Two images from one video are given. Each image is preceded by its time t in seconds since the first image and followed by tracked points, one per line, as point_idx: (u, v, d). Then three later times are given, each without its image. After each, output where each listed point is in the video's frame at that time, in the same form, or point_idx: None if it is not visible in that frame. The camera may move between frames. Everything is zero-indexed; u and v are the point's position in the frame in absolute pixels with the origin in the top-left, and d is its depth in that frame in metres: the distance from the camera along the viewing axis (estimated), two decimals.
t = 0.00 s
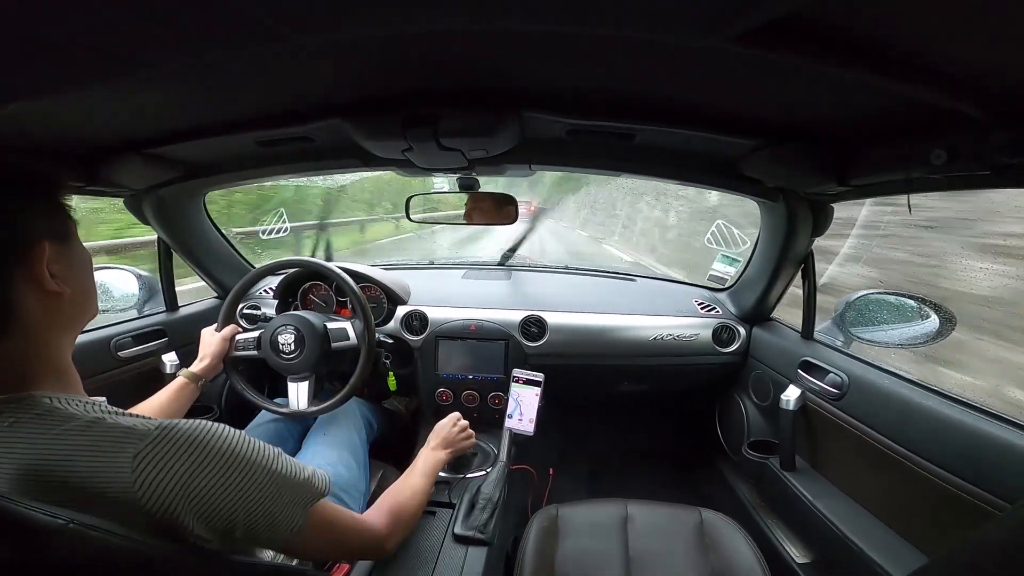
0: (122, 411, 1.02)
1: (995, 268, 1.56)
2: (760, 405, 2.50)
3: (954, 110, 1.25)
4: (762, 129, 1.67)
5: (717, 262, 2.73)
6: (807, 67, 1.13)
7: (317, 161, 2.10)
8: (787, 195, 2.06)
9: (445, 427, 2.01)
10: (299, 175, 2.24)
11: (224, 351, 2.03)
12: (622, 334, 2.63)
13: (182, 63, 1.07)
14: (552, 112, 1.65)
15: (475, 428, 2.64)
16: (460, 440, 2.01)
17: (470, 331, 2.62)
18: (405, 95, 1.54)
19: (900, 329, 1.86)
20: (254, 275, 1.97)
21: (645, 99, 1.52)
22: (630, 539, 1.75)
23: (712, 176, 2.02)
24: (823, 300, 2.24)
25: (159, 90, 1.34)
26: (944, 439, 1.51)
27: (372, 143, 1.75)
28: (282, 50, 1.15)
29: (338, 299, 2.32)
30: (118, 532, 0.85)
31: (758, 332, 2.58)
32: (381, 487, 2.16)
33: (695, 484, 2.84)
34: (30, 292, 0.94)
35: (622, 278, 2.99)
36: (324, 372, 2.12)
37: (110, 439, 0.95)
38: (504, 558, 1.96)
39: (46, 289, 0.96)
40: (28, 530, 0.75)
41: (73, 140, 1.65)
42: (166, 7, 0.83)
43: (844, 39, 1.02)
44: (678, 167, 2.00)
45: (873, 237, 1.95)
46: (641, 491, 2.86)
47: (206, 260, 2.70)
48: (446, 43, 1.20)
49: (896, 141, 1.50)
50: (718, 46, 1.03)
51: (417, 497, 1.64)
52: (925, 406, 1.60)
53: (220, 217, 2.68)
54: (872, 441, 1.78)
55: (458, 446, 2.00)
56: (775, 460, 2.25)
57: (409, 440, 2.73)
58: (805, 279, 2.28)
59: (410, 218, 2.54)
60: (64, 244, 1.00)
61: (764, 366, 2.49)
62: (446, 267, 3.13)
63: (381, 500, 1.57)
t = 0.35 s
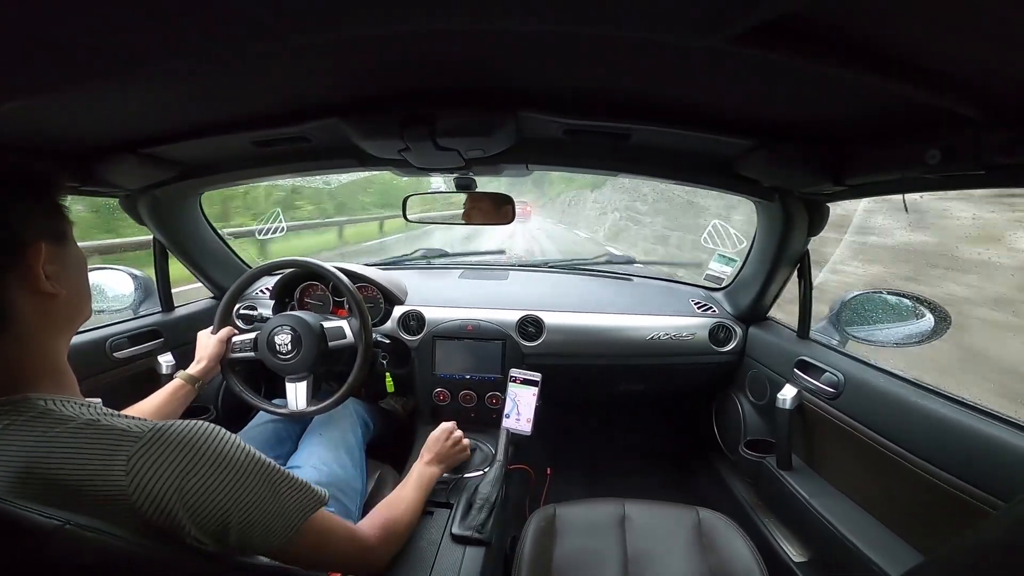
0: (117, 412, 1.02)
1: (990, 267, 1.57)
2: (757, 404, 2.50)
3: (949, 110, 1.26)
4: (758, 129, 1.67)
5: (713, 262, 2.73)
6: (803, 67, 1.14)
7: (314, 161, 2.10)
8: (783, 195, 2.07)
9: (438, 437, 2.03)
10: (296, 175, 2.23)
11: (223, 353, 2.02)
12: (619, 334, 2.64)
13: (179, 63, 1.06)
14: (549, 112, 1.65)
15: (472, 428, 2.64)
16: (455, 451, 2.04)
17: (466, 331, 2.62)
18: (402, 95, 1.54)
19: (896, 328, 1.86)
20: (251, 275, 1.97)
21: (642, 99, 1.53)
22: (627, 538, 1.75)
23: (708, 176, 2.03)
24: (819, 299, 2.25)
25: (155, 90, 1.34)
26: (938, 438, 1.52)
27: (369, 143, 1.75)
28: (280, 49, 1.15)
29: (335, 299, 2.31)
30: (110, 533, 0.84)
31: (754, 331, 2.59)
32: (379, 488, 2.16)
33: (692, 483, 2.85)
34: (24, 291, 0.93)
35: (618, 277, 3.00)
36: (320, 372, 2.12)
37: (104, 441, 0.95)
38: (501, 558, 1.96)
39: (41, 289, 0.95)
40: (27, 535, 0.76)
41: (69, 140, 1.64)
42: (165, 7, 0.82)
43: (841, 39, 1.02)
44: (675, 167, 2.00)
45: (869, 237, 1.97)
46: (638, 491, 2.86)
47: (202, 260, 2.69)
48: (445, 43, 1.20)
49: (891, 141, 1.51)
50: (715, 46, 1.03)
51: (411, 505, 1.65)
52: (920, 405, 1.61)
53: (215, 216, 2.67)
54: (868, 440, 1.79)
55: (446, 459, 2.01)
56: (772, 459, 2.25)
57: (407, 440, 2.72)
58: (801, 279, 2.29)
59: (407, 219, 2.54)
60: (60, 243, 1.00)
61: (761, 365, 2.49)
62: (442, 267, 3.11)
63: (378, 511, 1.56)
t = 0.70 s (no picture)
0: (113, 415, 1.01)
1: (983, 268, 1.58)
2: (752, 404, 2.51)
3: (945, 110, 1.26)
4: (754, 130, 1.68)
5: (710, 262, 2.75)
6: (801, 68, 1.14)
7: (311, 160, 2.09)
8: (779, 195, 2.08)
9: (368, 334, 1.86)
10: (293, 174, 2.22)
11: (218, 353, 2.02)
12: (615, 335, 2.64)
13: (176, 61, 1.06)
14: (547, 112, 1.66)
15: (469, 428, 2.64)
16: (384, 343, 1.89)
17: (463, 330, 2.62)
18: (400, 94, 1.54)
19: (890, 328, 1.87)
20: (248, 274, 1.96)
21: (640, 99, 1.53)
22: (624, 538, 1.76)
23: (705, 176, 2.03)
24: (814, 300, 2.26)
25: (152, 89, 1.33)
26: (933, 438, 1.53)
27: (366, 142, 1.75)
28: (278, 48, 1.15)
29: (332, 298, 2.31)
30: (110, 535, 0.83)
31: (751, 331, 2.60)
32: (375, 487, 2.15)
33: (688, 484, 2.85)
34: (19, 292, 0.93)
35: (616, 278, 2.98)
36: (317, 371, 2.12)
37: (100, 445, 0.94)
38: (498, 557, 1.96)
39: (36, 290, 0.95)
40: (22, 532, 0.74)
41: (64, 138, 1.63)
42: (162, 5, 0.82)
43: (837, 40, 1.03)
44: (672, 167, 2.01)
45: (862, 238, 1.97)
46: (634, 491, 2.87)
47: (198, 259, 2.68)
48: (443, 43, 1.20)
49: (887, 141, 1.52)
50: (713, 46, 1.04)
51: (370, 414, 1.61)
52: (915, 405, 1.62)
53: (212, 214, 2.67)
54: (862, 440, 1.80)
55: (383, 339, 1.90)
56: (768, 460, 2.27)
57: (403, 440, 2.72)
58: (797, 279, 2.30)
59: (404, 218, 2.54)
60: (57, 243, 0.99)
61: (757, 365, 2.50)
62: (440, 267, 3.12)
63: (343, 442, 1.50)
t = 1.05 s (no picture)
0: (106, 413, 1.00)
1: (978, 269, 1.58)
2: (748, 403, 2.52)
3: (942, 111, 1.27)
4: (752, 130, 1.68)
5: (707, 261, 2.74)
6: (799, 69, 1.15)
7: (308, 159, 2.09)
8: (776, 195, 2.09)
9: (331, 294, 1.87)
10: (291, 172, 2.22)
11: (214, 353, 2.01)
12: (612, 334, 2.65)
13: (174, 60, 1.05)
14: (545, 112, 1.66)
15: (466, 427, 2.64)
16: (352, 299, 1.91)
17: (460, 329, 2.62)
18: (398, 93, 1.54)
19: (884, 328, 1.88)
20: (244, 273, 1.95)
21: (638, 99, 1.53)
22: (621, 537, 1.76)
23: (702, 176, 2.04)
24: (810, 299, 2.27)
25: (149, 87, 1.33)
26: (928, 437, 1.54)
27: (364, 141, 1.74)
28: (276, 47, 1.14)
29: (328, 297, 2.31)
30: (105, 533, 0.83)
31: (747, 330, 2.60)
32: (372, 486, 2.15)
33: (683, 482, 2.87)
34: (22, 291, 0.92)
35: (611, 276, 2.99)
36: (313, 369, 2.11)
37: (94, 443, 0.93)
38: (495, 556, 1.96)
39: (38, 288, 0.94)
40: (19, 531, 0.74)
41: (59, 136, 1.62)
42: (159, 3, 0.81)
43: (836, 40, 1.03)
44: (669, 167, 2.01)
45: (858, 239, 1.98)
46: (630, 490, 2.88)
47: (194, 258, 2.67)
48: (441, 42, 1.20)
49: (884, 142, 1.52)
50: (712, 47, 1.04)
51: (347, 372, 1.70)
52: (911, 405, 1.63)
53: (208, 213, 2.65)
54: (858, 439, 1.80)
55: (358, 310, 1.92)
56: (763, 459, 2.27)
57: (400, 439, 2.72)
58: (793, 279, 2.31)
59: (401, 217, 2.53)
60: (61, 243, 0.99)
61: (753, 364, 2.51)
62: (436, 265, 3.12)
63: (323, 409, 1.58)
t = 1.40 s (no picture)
0: (98, 413, 1.00)
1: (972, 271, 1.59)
2: (744, 404, 2.53)
3: (938, 114, 1.27)
4: (748, 131, 1.69)
5: (704, 262, 2.75)
6: (795, 70, 1.15)
7: (306, 158, 2.08)
8: (772, 197, 2.09)
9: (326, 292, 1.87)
10: (288, 171, 2.21)
11: (211, 354, 2.00)
12: (608, 334, 2.65)
13: (169, 57, 1.05)
14: (543, 112, 1.66)
15: (462, 427, 2.64)
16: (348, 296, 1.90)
17: (457, 329, 2.62)
18: (395, 93, 1.54)
19: (879, 330, 1.89)
20: (240, 272, 1.95)
21: (635, 100, 1.53)
22: (617, 537, 1.76)
23: (699, 177, 2.04)
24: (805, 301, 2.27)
25: (145, 85, 1.32)
26: (922, 439, 1.55)
27: (361, 140, 1.74)
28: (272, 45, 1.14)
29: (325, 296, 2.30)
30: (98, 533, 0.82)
31: (743, 331, 2.61)
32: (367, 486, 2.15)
33: (679, 483, 2.87)
34: (11, 289, 0.92)
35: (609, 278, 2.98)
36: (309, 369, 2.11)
37: (86, 444, 0.93)
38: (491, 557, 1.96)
39: (28, 286, 0.94)
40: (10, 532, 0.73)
41: (55, 134, 1.62)
42: None
43: (832, 42, 1.03)
44: (666, 168, 2.01)
45: (853, 240, 1.99)
46: (626, 490, 2.88)
47: (190, 257, 2.67)
48: (439, 41, 1.20)
49: (880, 144, 1.53)
50: (708, 47, 1.04)
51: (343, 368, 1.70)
52: (907, 407, 1.63)
53: (204, 212, 2.65)
54: (853, 441, 1.81)
55: (355, 307, 1.91)
56: (759, 460, 2.29)
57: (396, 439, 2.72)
58: (789, 280, 2.31)
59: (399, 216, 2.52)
60: (50, 240, 0.98)
61: (749, 366, 2.51)
62: (434, 265, 3.11)
63: (319, 405, 1.58)
